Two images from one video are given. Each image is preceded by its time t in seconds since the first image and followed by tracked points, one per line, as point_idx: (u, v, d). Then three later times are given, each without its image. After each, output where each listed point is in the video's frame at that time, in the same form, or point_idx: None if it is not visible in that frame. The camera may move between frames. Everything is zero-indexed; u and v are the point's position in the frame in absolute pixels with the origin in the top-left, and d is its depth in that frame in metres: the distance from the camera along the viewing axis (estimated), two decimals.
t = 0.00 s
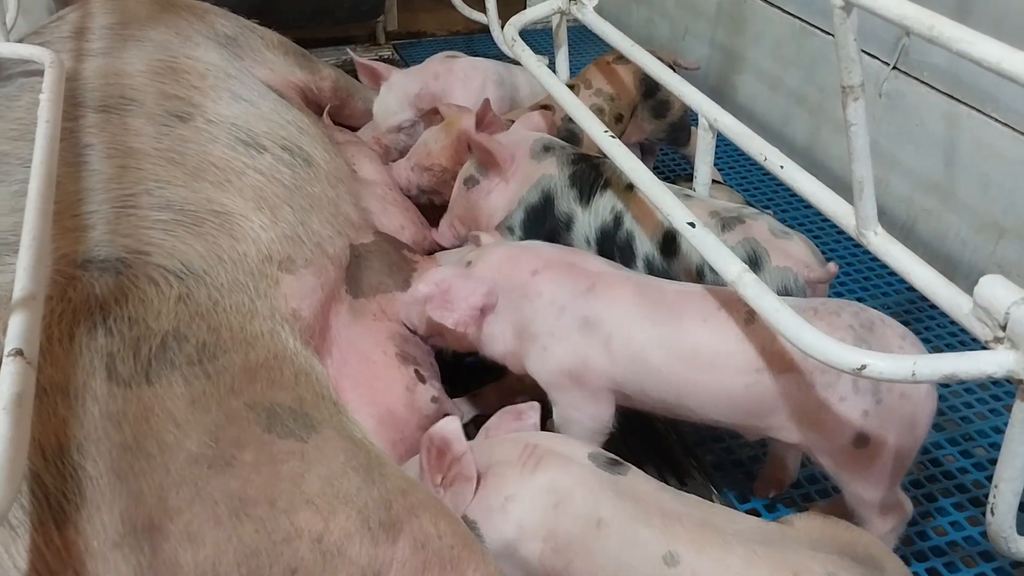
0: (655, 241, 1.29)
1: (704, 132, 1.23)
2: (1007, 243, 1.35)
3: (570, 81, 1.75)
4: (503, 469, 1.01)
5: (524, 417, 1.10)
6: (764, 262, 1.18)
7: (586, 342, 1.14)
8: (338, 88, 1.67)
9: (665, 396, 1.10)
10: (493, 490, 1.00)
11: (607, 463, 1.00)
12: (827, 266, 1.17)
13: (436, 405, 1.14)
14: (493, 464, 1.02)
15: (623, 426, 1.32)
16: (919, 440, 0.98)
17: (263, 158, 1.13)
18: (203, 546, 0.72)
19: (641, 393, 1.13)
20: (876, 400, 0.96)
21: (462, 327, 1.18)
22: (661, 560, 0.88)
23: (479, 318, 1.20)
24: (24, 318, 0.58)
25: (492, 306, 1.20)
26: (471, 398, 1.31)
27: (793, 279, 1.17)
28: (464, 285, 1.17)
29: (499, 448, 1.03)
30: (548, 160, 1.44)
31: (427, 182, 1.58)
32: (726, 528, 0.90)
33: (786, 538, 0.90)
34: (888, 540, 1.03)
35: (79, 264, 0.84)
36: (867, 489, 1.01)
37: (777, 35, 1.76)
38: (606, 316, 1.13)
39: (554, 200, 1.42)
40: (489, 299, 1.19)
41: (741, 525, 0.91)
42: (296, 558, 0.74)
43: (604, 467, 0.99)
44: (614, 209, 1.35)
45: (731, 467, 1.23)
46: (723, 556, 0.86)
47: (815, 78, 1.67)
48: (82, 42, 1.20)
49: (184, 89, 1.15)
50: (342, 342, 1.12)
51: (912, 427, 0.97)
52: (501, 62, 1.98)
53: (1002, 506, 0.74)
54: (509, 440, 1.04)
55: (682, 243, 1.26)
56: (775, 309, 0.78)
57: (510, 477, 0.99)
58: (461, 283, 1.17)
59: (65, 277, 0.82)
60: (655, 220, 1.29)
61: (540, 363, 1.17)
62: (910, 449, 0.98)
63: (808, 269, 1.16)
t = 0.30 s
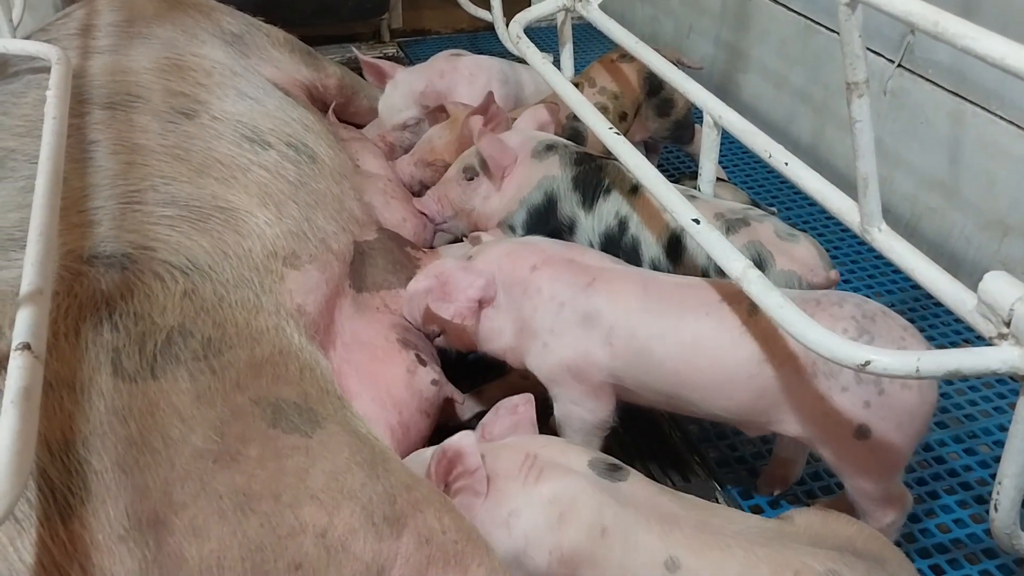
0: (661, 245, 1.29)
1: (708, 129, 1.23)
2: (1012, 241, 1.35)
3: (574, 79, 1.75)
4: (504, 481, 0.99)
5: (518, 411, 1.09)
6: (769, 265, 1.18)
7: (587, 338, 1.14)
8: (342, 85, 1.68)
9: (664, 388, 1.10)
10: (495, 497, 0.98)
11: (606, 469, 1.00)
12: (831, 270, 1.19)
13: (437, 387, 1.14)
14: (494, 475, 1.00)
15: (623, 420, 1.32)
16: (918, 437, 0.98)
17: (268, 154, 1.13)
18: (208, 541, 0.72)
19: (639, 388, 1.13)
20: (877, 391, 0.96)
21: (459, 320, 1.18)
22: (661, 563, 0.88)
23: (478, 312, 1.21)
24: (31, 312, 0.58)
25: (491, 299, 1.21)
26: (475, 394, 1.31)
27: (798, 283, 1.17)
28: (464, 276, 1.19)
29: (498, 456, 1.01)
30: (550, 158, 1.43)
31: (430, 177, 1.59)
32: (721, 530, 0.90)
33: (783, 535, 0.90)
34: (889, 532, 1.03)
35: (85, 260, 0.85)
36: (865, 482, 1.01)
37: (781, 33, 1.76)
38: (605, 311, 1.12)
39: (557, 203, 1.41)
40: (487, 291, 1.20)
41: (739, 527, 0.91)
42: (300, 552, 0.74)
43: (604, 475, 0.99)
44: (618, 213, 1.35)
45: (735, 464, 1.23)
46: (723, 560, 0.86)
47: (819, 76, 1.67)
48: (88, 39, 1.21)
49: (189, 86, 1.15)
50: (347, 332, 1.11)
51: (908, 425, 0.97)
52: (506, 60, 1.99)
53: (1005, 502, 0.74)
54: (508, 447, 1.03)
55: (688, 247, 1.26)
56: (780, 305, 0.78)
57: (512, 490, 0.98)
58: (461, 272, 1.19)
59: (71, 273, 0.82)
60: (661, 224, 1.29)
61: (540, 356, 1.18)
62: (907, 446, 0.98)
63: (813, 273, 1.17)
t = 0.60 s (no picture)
0: (661, 248, 1.29)
1: (709, 131, 1.23)
2: (1013, 242, 1.35)
3: (575, 80, 1.75)
4: (505, 499, 1.00)
5: (505, 412, 1.11)
6: (770, 266, 1.18)
7: (585, 344, 1.14)
8: (343, 87, 1.68)
9: (659, 397, 1.10)
10: (498, 514, 1.00)
11: (608, 482, 1.00)
12: (832, 270, 1.17)
13: (440, 397, 1.14)
14: (498, 492, 1.01)
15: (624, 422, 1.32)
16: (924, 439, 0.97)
17: (269, 156, 1.13)
18: (210, 543, 0.72)
19: (636, 398, 1.13)
20: (879, 407, 0.94)
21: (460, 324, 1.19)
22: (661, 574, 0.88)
23: (478, 316, 1.22)
24: (32, 315, 0.58)
25: (490, 303, 1.22)
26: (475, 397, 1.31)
27: (800, 283, 1.16)
28: (463, 280, 1.20)
29: (501, 471, 1.02)
30: (557, 159, 1.44)
31: (431, 177, 1.59)
32: (722, 535, 0.90)
33: (786, 539, 0.91)
34: (893, 540, 1.03)
35: (86, 262, 0.85)
36: (872, 490, 1.00)
37: (781, 34, 1.76)
38: (604, 317, 1.13)
39: (559, 204, 1.41)
40: (486, 295, 1.21)
41: (740, 532, 0.91)
42: (302, 555, 0.74)
43: (606, 489, 0.99)
44: (619, 216, 1.34)
45: (736, 465, 1.23)
46: (723, 566, 0.86)
47: (819, 77, 1.67)
48: (89, 40, 1.21)
49: (190, 87, 1.15)
50: (348, 339, 1.12)
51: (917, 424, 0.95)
52: (507, 61, 1.99)
53: (1006, 504, 0.75)
54: (512, 462, 1.03)
55: (688, 250, 1.25)
56: (780, 306, 0.78)
57: (516, 513, 0.99)
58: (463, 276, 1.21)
59: (73, 275, 0.82)
60: (662, 227, 1.29)
61: (539, 362, 1.18)
62: (914, 448, 0.97)
63: (814, 272, 1.16)
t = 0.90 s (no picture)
0: (659, 250, 1.28)
1: (706, 133, 1.22)
2: (1011, 243, 1.34)
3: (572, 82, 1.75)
4: (507, 506, 1.00)
5: (503, 411, 1.11)
6: (768, 268, 1.17)
7: (585, 351, 1.14)
8: (340, 88, 1.68)
9: (659, 404, 1.09)
10: (500, 519, 0.99)
11: (607, 487, 1.00)
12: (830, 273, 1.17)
13: (439, 404, 1.14)
14: (499, 497, 1.00)
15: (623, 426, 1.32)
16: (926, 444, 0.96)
17: (265, 157, 1.13)
18: (205, 548, 0.72)
19: (639, 404, 1.13)
20: (882, 413, 0.94)
21: (456, 331, 1.21)
22: None
23: (474, 322, 1.23)
24: (27, 318, 0.58)
25: (487, 309, 1.23)
26: (472, 399, 1.31)
27: (799, 286, 1.16)
28: (458, 286, 1.21)
29: (502, 476, 1.02)
30: (555, 161, 1.43)
31: (429, 179, 1.58)
32: (718, 536, 0.90)
33: (784, 541, 0.90)
34: (893, 542, 1.02)
35: (81, 265, 0.85)
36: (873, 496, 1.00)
37: (779, 35, 1.75)
38: (604, 325, 1.13)
39: (557, 206, 1.41)
40: (482, 301, 1.22)
41: (735, 533, 0.91)
42: (297, 560, 0.74)
43: (605, 493, 0.99)
44: (617, 218, 1.34)
45: (734, 468, 1.22)
46: (720, 567, 0.86)
47: (817, 78, 1.66)
48: (85, 42, 1.21)
49: (187, 89, 1.15)
50: (344, 341, 1.11)
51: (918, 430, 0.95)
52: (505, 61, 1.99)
53: (1005, 506, 0.74)
54: (513, 464, 1.03)
55: (687, 251, 1.25)
56: (776, 308, 0.78)
57: (516, 518, 0.99)
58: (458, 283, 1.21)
59: (67, 278, 0.82)
60: (660, 228, 1.28)
61: (538, 368, 1.19)
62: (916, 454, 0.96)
63: (813, 275, 1.16)
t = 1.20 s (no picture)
0: (656, 251, 1.28)
1: (702, 134, 1.22)
2: (1008, 243, 1.35)
3: (569, 82, 1.75)
4: (506, 512, 0.99)
5: (506, 415, 1.11)
6: (764, 270, 1.17)
7: (582, 364, 1.13)
8: (337, 88, 1.67)
9: (658, 419, 1.08)
10: (499, 524, 0.99)
11: (606, 490, 1.00)
12: (827, 273, 1.17)
13: (435, 406, 1.13)
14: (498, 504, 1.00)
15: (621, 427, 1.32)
16: (926, 450, 0.97)
17: (261, 158, 1.13)
18: (199, 553, 0.71)
19: (638, 421, 1.11)
20: (893, 428, 0.95)
21: (447, 354, 1.19)
22: None
23: (467, 347, 1.22)
24: (21, 323, 0.57)
25: (481, 334, 1.22)
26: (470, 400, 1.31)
27: (794, 286, 1.16)
28: (454, 310, 1.19)
29: (502, 483, 1.01)
30: (554, 162, 1.43)
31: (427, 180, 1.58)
32: (717, 538, 0.90)
33: (784, 544, 0.90)
34: (895, 545, 1.02)
35: (75, 268, 0.84)
36: (868, 498, 1.00)
37: (775, 35, 1.75)
38: (603, 336, 1.12)
39: (555, 207, 1.41)
40: (476, 327, 1.21)
41: (735, 535, 0.91)
42: (293, 564, 0.73)
43: (603, 497, 0.99)
44: (613, 220, 1.33)
45: (732, 469, 1.22)
46: (718, 569, 0.86)
47: (814, 77, 1.66)
48: (79, 43, 1.20)
49: (182, 89, 1.15)
50: (341, 343, 1.11)
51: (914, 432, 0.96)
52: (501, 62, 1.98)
53: (1002, 508, 0.74)
54: (513, 471, 1.03)
55: (684, 253, 1.24)
56: (774, 310, 0.77)
57: (515, 523, 0.98)
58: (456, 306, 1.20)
59: (62, 281, 0.82)
60: (657, 230, 1.27)
61: (533, 380, 1.17)
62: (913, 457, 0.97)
63: (809, 276, 1.16)
